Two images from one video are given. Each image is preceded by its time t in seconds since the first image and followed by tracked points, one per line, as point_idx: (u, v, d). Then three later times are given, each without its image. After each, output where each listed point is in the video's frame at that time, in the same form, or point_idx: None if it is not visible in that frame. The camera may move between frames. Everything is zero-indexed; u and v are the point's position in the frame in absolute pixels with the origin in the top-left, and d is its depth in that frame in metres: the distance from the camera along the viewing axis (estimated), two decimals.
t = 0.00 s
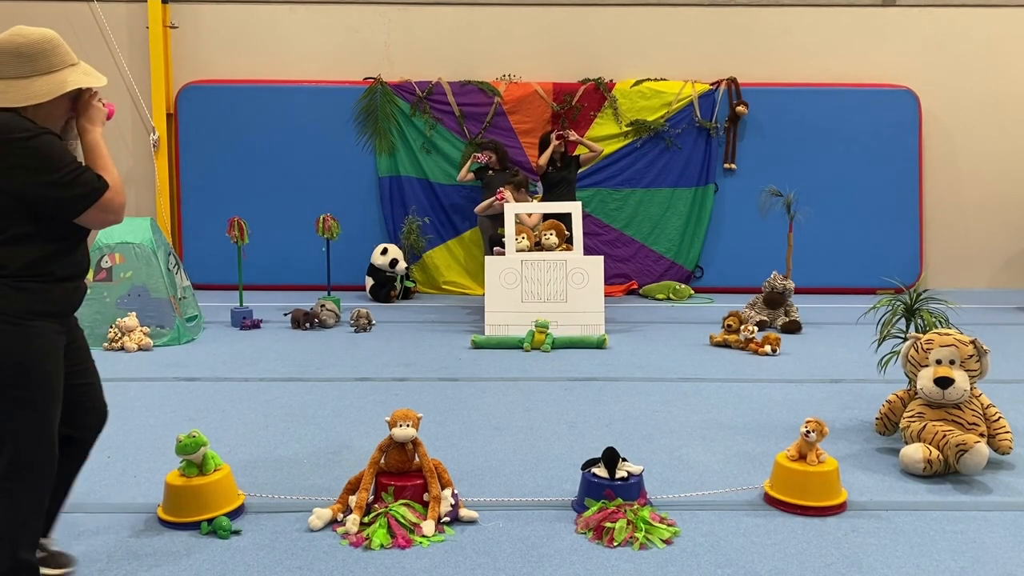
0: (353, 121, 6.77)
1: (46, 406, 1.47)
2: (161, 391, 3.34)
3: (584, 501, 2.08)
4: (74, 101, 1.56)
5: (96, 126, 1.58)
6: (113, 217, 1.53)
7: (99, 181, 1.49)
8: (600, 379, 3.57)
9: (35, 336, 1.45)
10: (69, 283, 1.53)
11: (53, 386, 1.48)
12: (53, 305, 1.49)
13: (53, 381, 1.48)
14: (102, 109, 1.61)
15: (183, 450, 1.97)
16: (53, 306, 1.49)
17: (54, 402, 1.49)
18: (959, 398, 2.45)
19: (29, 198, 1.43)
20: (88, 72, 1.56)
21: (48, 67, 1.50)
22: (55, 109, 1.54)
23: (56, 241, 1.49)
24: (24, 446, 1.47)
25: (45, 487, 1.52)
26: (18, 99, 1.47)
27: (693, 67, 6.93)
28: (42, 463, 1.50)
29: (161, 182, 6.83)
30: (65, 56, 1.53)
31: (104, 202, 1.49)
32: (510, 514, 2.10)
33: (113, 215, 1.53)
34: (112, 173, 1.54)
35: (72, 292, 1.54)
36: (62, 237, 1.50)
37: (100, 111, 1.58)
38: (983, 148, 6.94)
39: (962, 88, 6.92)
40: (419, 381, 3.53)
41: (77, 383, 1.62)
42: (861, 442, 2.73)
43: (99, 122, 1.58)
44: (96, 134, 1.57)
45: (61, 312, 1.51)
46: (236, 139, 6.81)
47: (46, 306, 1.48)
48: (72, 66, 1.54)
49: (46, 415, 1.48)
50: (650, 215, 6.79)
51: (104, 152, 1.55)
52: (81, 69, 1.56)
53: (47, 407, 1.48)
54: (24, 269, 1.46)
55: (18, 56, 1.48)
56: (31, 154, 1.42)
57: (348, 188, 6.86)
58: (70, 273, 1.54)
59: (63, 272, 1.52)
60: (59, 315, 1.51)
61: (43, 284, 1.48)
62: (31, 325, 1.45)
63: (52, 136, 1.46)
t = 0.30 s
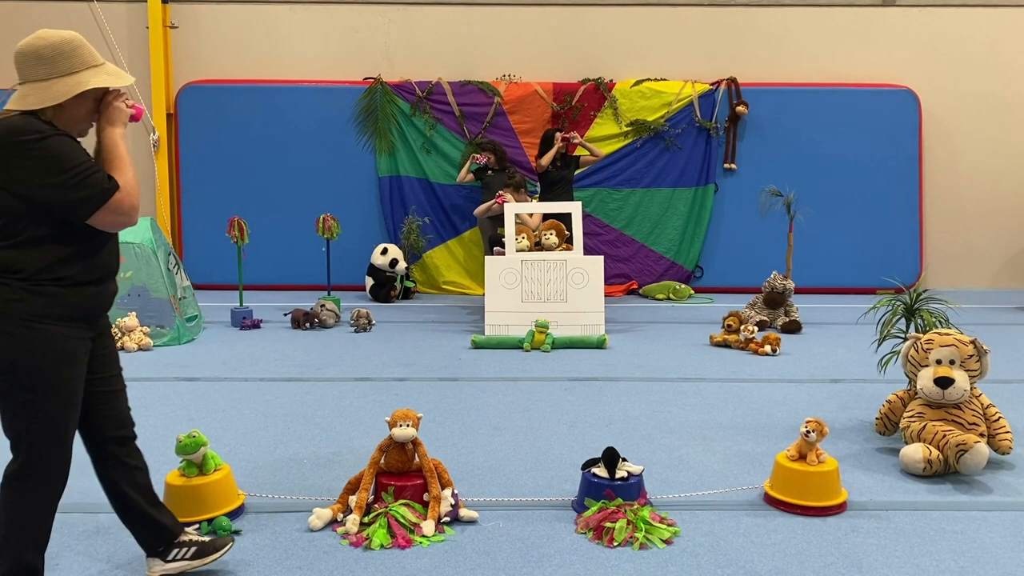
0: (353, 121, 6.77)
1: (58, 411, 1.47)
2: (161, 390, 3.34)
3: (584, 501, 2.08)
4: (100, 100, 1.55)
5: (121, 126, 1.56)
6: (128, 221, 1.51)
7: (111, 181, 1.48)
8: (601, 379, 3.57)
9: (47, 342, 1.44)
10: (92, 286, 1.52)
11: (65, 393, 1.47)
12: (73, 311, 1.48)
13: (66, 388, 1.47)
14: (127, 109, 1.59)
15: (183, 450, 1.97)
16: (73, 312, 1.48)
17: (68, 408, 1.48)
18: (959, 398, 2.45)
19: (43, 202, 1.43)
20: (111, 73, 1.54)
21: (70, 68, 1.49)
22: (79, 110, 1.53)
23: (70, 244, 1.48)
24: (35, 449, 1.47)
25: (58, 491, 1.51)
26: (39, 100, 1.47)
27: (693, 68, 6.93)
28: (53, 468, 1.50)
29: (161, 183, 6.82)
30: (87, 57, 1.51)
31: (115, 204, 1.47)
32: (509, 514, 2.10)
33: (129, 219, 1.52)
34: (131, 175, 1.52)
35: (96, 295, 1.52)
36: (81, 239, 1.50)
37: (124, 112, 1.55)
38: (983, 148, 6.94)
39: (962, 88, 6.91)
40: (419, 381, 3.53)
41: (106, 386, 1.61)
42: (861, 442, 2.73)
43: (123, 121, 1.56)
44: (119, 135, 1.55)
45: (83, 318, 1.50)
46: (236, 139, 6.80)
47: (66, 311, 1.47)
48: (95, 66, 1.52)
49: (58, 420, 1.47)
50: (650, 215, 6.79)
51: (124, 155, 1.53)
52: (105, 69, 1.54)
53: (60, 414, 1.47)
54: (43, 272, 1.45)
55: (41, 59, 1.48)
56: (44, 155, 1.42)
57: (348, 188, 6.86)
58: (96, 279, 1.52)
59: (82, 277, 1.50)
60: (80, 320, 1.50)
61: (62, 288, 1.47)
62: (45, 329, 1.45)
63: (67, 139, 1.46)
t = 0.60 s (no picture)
0: (353, 121, 6.77)
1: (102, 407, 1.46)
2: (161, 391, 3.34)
3: (584, 501, 2.08)
4: (142, 98, 1.49)
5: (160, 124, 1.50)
6: (156, 221, 1.44)
7: (138, 180, 1.41)
8: (601, 379, 3.57)
9: (93, 339, 1.43)
10: (138, 286, 1.50)
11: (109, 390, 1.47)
12: (120, 308, 1.47)
13: (109, 385, 1.46)
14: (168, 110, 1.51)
15: (182, 450, 1.97)
16: (120, 310, 1.47)
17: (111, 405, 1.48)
18: (958, 398, 2.45)
19: (78, 203, 1.39)
20: (151, 71, 1.47)
21: (109, 68, 1.44)
22: (121, 109, 1.48)
23: (113, 245, 1.45)
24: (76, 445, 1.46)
25: (86, 491, 1.51)
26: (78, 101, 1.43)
27: (693, 68, 6.93)
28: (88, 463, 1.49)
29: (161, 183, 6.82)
30: (126, 56, 1.46)
31: (140, 203, 1.40)
32: (509, 514, 2.11)
33: (157, 219, 1.45)
34: (162, 173, 1.45)
35: (143, 293, 1.51)
36: (125, 240, 1.46)
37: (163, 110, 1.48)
38: (983, 148, 6.94)
39: (962, 88, 6.91)
40: (419, 381, 3.53)
41: (153, 384, 1.60)
42: (861, 442, 2.73)
43: (162, 119, 1.49)
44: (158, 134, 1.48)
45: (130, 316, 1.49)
46: (236, 139, 6.80)
47: (113, 309, 1.46)
48: (135, 65, 1.47)
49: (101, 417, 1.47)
50: (650, 215, 6.79)
51: (157, 154, 1.46)
52: (146, 66, 1.48)
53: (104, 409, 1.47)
54: (89, 270, 1.44)
55: (81, 60, 1.44)
56: (75, 155, 1.38)
57: (348, 188, 6.86)
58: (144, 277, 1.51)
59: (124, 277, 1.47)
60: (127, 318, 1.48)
61: (107, 286, 1.45)
62: (91, 326, 1.43)
63: (99, 138, 1.41)
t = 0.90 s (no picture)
0: (353, 121, 6.77)
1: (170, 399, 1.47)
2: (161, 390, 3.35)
3: (584, 501, 2.08)
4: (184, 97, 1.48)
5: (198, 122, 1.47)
6: (177, 219, 1.38)
7: (159, 176, 1.37)
8: (600, 379, 3.57)
9: (144, 336, 1.45)
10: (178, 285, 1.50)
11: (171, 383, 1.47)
12: (166, 305, 1.48)
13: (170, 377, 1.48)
14: (205, 108, 1.47)
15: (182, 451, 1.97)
16: (165, 308, 1.48)
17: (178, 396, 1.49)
18: (958, 398, 2.45)
19: (112, 201, 1.39)
20: (188, 71, 1.46)
21: (149, 69, 1.45)
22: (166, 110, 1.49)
23: (154, 244, 1.45)
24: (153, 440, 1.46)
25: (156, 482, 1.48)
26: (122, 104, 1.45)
27: (693, 68, 6.93)
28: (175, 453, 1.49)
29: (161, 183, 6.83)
30: (166, 56, 1.45)
31: (157, 201, 1.35)
32: (509, 514, 2.11)
33: (180, 218, 1.39)
34: (187, 170, 1.39)
35: (183, 293, 1.51)
36: (165, 239, 1.46)
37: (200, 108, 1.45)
38: (983, 148, 6.94)
39: (963, 88, 6.91)
40: (419, 381, 3.53)
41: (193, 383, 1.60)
42: (861, 442, 2.73)
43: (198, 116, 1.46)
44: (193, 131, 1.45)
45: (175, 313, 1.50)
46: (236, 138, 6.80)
47: (160, 306, 1.47)
48: (174, 64, 1.46)
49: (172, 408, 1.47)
50: (650, 215, 6.79)
51: (185, 151, 1.41)
52: (187, 66, 1.46)
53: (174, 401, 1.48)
54: (132, 270, 1.44)
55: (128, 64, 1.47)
56: (103, 153, 1.38)
57: (348, 188, 6.87)
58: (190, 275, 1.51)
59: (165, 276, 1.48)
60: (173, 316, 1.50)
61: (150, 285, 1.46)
62: (137, 323, 1.44)
63: (129, 135, 1.40)
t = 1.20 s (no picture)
0: (353, 121, 6.77)
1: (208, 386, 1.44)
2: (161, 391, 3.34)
3: (584, 501, 2.08)
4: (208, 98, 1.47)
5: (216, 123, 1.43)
6: (172, 220, 1.35)
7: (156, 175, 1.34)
8: (600, 379, 3.57)
9: (162, 333, 1.43)
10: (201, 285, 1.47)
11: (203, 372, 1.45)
12: (184, 302, 1.46)
13: (201, 368, 1.45)
14: (220, 110, 1.43)
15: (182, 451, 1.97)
16: (184, 304, 1.46)
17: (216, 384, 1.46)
18: (958, 398, 2.45)
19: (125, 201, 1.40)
20: (209, 72, 1.45)
21: (175, 72, 1.46)
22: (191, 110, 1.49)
23: (164, 244, 1.43)
24: (196, 431, 1.44)
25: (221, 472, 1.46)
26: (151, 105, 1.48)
27: (693, 68, 6.93)
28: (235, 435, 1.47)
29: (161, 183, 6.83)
30: (191, 57, 1.46)
31: (148, 200, 1.33)
32: (510, 514, 2.10)
33: (176, 219, 1.35)
34: (187, 170, 1.35)
35: (206, 294, 1.48)
36: (176, 237, 1.43)
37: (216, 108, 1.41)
38: (983, 148, 6.94)
39: (963, 88, 6.91)
40: (419, 381, 3.53)
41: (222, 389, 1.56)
42: (861, 442, 2.73)
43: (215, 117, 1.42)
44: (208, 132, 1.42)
45: (196, 309, 1.47)
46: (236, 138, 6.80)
47: (178, 303, 1.45)
48: (198, 66, 1.46)
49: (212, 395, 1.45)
50: (650, 215, 6.79)
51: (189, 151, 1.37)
52: (210, 69, 1.46)
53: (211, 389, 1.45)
54: (146, 270, 1.44)
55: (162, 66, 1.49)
56: (113, 152, 1.39)
57: (348, 188, 6.87)
58: (209, 272, 1.47)
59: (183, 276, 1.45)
60: (194, 313, 1.48)
61: (164, 283, 1.44)
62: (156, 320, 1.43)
63: (141, 136, 1.41)
